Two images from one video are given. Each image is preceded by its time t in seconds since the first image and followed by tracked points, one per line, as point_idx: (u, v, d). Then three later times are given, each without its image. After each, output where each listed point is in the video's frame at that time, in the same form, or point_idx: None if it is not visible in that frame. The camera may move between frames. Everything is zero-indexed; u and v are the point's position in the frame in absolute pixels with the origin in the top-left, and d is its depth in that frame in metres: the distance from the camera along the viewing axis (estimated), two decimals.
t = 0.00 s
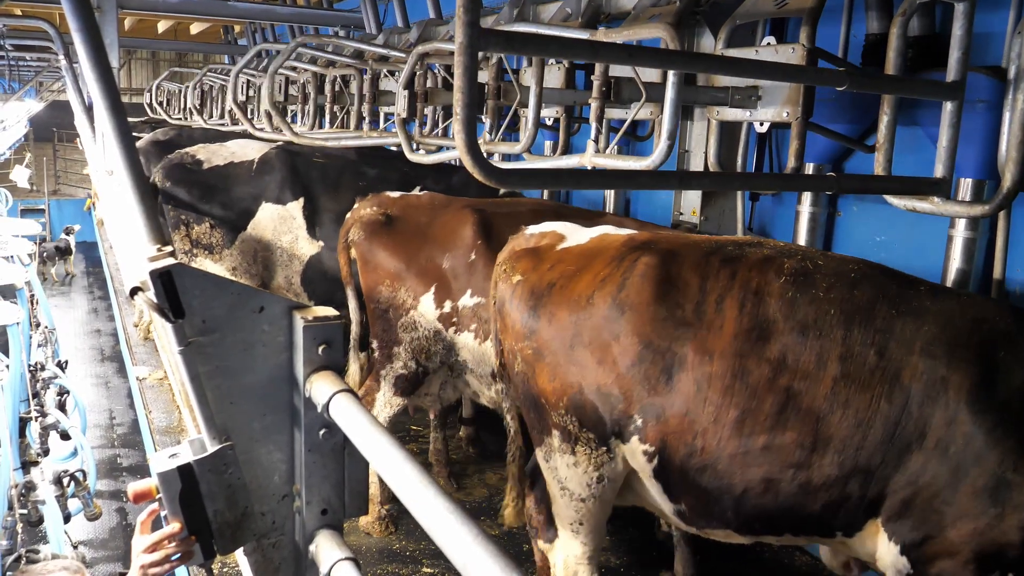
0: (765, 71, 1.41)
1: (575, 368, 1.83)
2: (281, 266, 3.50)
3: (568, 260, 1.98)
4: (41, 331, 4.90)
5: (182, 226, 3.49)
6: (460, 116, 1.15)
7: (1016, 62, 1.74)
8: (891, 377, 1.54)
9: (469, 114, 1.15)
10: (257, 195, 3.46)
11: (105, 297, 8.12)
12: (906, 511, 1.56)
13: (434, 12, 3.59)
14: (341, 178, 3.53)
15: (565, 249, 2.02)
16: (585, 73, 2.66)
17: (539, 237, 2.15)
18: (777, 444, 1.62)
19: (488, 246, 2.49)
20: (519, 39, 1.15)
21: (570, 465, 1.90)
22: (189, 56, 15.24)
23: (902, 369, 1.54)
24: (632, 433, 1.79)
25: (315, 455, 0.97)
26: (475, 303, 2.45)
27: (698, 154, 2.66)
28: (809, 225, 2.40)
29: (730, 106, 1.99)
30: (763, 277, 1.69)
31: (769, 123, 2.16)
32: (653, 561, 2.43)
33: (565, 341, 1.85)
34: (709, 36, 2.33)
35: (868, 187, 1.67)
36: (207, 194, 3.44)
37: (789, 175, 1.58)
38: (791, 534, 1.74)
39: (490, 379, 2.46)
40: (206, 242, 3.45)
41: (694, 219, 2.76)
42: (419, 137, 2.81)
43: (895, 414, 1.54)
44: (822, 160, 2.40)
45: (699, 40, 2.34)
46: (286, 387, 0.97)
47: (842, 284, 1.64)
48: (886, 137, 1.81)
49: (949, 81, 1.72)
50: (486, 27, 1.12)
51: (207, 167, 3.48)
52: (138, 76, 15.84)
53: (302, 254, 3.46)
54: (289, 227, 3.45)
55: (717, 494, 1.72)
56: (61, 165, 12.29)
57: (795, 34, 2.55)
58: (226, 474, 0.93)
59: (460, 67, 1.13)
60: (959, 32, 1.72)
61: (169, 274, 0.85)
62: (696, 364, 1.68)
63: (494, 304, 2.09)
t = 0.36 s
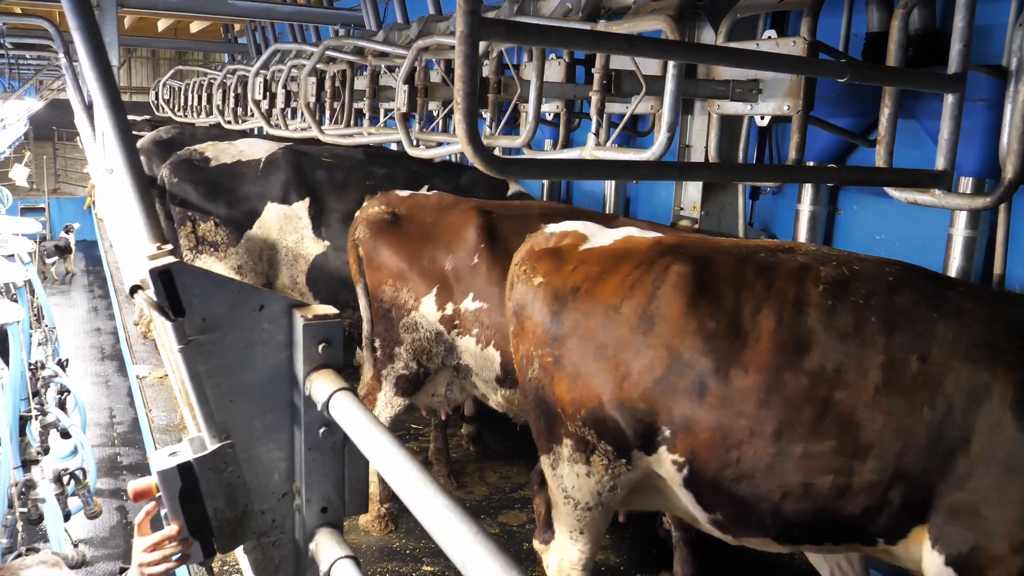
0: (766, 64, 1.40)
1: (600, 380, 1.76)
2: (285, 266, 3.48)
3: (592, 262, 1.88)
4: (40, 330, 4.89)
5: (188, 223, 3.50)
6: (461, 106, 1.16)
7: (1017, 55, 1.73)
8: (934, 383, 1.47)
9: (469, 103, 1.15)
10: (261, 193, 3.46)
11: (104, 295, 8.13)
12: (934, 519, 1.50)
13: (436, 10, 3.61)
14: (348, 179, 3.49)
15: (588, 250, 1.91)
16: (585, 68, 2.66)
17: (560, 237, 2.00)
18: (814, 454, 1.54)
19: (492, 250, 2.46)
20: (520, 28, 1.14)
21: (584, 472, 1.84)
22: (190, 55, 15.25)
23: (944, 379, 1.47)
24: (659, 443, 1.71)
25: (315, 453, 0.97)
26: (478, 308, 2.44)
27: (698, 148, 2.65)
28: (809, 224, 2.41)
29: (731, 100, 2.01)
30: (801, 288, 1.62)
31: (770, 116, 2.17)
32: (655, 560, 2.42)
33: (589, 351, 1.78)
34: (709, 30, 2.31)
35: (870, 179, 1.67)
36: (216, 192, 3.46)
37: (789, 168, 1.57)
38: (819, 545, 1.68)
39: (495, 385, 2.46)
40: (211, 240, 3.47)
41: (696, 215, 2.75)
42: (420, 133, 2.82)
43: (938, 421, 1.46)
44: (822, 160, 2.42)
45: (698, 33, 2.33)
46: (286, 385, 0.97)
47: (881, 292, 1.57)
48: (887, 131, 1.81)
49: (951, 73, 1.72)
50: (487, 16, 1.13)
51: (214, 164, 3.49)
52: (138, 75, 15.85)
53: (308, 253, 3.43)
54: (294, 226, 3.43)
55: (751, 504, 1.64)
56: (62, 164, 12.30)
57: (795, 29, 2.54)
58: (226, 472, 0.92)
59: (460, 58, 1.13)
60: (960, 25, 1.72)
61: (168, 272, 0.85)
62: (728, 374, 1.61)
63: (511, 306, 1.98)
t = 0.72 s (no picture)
0: (767, 62, 1.40)
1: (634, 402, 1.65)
2: (287, 264, 3.49)
3: (625, 275, 1.74)
4: (40, 328, 4.88)
5: (190, 222, 3.49)
6: (461, 104, 1.15)
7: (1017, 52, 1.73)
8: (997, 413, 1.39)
9: (470, 101, 1.15)
10: (263, 192, 3.45)
11: (104, 293, 8.13)
12: (979, 544, 1.45)
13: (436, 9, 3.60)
14: (352, 176, 3.49)
15: (620, 260, 1.78)
16: (585, 66, 2.65)
17: (588, 243, 1.88)
18: (874, 489, 1.45)
19: (495, 252, 2.39)
20: (519, 25, 1.14)
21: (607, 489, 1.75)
22: (189, 54, 15.27)
23: (1011, 409, 1.39)
24: (697, 469, 1.61)
25: (315, 451, 0.97)
26: (481, 312, 2.39)
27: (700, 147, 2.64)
28: (809, 222, 2.41)
29: (731, 98, 2.00)
30: (855, 313, 1.49)
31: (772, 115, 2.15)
32: (655, 559, 2.42)
33: (622, 373, 1.66)
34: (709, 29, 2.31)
35: (871, 177, 1.67)
36: (218, 191, 3.45)
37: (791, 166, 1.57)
38: None
39: (501, 388, 2.41)
40: (213, 238, 3.46)
41: (695, 213, 2.76)
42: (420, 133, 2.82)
43: (1007, 451, 1.39)
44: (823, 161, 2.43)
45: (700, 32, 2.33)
46: (286, 384, 0.97)
47: (941, 315, 1.47)
48: (887, 129, 1.81)
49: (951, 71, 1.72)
50: (487, 14, 1.12)
51: (218, 163, 3.49)
52: (137, 75, 15.87)
53: (310, 251, 3.44)
54: (296, 224, 3.43)
55: (805, 533, 1.55)
56: (61, 162, 12.31)
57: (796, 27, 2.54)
58: (227, 470, 0.92)
59: (461, 56, 1.13)
60: (960, 23, 1.72)
61: (168, 270, 0.85)
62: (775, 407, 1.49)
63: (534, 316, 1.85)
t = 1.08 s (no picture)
0: (768, 56, 1.40)
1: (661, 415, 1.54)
2: (279, 262, 3.44)
3: (660, 282, 1.64)
4: (39, 328, 4.87)
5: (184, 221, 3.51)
6: (460, 95, 1.16)
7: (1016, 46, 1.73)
8: None
9: (469, 92, 1.16)
10: (252, 189, 3.44)
11: (104, 292, 8.13)
12: None
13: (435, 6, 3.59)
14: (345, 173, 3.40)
15: (657, 266, 1.68)
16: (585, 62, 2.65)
17: (628, 248, 1.80)
18: (925, 521, 1.27)
19: (496, 250, 2.31)
20: (520, 18, 1.14)
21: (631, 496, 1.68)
22: (189, 53, 15.29)
23: None
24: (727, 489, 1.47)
25: (314, 451, 0.97)
26: (483, 310, 2.33)
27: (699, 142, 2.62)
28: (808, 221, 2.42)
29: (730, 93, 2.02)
30: (905, 329, 1.33)
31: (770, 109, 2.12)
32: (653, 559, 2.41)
33: (652, 384, 1.55)
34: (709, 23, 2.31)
35: (870, 171, 1.67)
36: (210, 190, 3.46)
37: (789, 160, 1.58)
38: None
39: (504, 389, 2.34)
40: (206, 237, 3.48)
41: (695, 209, 2.70)
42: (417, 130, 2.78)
43: None
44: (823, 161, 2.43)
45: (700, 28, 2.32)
46: (285, 382, 0.97)
47: (999, 334, 1.30)
48: (886, 124, 1.82)
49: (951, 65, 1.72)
50: (487, 6, 1.13)
51: (209, 162, 3.49)
52: (137, 74, 15.89)
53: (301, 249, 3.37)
54: (287, 221, 3.37)
55: (847, 567, 1.38)
56: (61, 161, 12.31)
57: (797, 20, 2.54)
58: (226, 470, 0.92)
59: (461, 48, 1.14)
60: (960, 17, 1.73)
61: (167, 269, 0.85)
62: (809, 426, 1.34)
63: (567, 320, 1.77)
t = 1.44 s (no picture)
0: (769, 41, 1.41)
1: (717, 406, 1.59)
2: (261, 258, 3.31)
3: (725, 281, 1.71)
4: (38, 328, 4.87)
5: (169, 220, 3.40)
6: (460, 76, 1.18)
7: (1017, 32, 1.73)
8: None
9: (468, 72, 1.18)
10: (233, 185, 3.29)
11: (104, 292, 8.13)
12: None
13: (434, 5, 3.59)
14: (322, 168, 3.29)
15: (720, 266, 1.76)
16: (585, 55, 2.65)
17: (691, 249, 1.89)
18: (993, 528, 1.31)
19: (504, 249, 2.29)
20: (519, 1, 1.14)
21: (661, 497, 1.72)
22: (189, 53, 15.29)
23: None
24: (777, 488, 1.54)
25: (314, 450, 0.97)
26: (489, 307, 2.31)
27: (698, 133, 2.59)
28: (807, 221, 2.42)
29: (731, 83, 2.02)
30: (967, 333, 1.38)
31: (770, 99, 2.10)
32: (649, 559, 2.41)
33: (709, 376, 1.60)
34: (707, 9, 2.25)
35: (873, 159, 1.69)
36: (190, 187, 3.31)
37: (791, 145, 1.61)
38: None
39: (508, 386, 2.34)
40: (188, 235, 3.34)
41: (695, 201, 2.71)
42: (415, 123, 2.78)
43: None
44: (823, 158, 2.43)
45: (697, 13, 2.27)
46: (285, 382, 0.97)
47: None
48: (887, 113, 1.84)
49: (951, 53, 1.72)
50: None
51: (190, 160, 3.34)
52: (137, 73, 15.91)
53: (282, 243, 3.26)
54: (266, 216, 3.25)
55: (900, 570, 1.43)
56: (60, 161, 12.30)
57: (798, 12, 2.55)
58: (225, 469, 0.92)
59: (459, 38, 1.14)
60: (960, 6, 1.73)
61: (167, 268, 0.85)
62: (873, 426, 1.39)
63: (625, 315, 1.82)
